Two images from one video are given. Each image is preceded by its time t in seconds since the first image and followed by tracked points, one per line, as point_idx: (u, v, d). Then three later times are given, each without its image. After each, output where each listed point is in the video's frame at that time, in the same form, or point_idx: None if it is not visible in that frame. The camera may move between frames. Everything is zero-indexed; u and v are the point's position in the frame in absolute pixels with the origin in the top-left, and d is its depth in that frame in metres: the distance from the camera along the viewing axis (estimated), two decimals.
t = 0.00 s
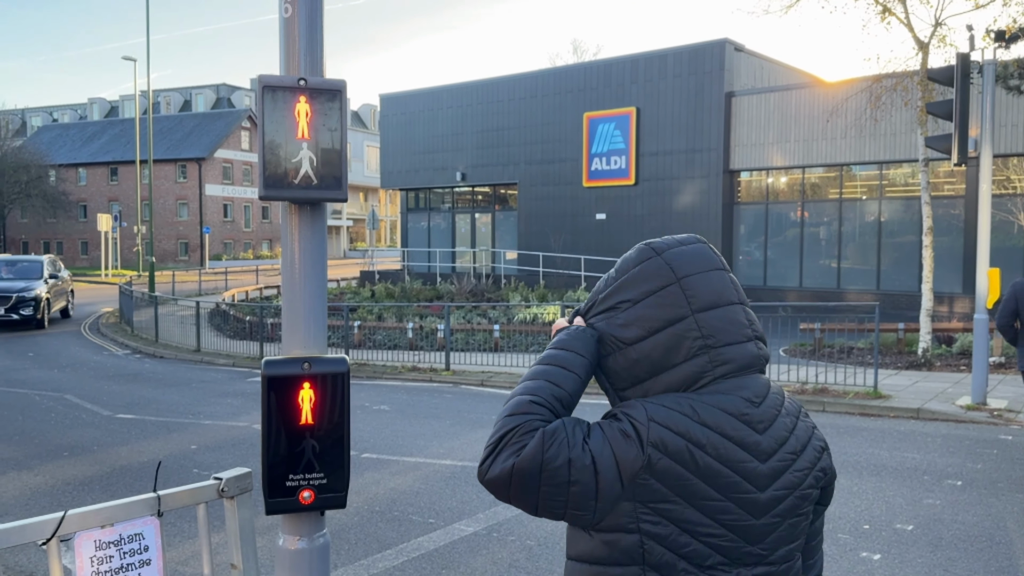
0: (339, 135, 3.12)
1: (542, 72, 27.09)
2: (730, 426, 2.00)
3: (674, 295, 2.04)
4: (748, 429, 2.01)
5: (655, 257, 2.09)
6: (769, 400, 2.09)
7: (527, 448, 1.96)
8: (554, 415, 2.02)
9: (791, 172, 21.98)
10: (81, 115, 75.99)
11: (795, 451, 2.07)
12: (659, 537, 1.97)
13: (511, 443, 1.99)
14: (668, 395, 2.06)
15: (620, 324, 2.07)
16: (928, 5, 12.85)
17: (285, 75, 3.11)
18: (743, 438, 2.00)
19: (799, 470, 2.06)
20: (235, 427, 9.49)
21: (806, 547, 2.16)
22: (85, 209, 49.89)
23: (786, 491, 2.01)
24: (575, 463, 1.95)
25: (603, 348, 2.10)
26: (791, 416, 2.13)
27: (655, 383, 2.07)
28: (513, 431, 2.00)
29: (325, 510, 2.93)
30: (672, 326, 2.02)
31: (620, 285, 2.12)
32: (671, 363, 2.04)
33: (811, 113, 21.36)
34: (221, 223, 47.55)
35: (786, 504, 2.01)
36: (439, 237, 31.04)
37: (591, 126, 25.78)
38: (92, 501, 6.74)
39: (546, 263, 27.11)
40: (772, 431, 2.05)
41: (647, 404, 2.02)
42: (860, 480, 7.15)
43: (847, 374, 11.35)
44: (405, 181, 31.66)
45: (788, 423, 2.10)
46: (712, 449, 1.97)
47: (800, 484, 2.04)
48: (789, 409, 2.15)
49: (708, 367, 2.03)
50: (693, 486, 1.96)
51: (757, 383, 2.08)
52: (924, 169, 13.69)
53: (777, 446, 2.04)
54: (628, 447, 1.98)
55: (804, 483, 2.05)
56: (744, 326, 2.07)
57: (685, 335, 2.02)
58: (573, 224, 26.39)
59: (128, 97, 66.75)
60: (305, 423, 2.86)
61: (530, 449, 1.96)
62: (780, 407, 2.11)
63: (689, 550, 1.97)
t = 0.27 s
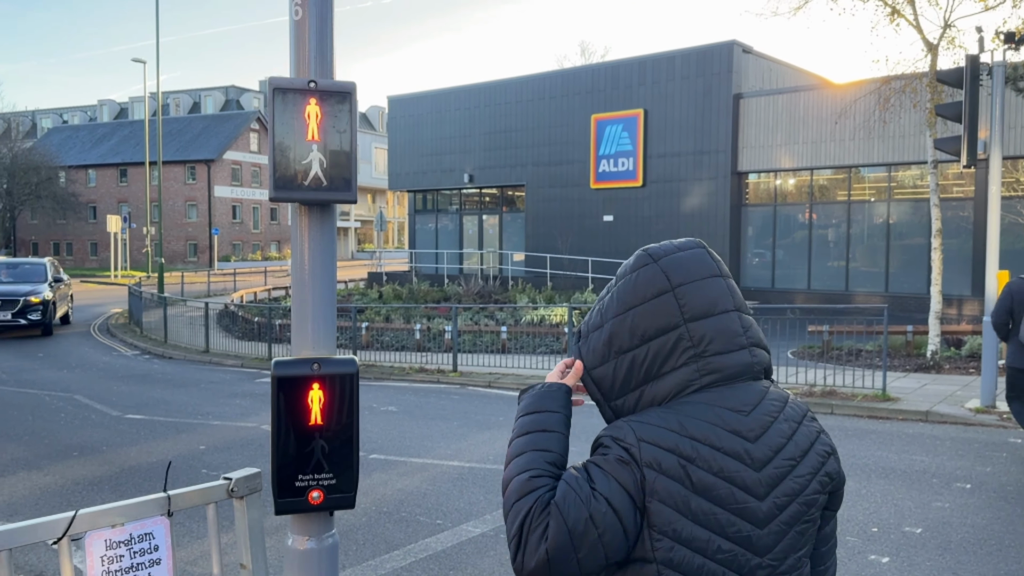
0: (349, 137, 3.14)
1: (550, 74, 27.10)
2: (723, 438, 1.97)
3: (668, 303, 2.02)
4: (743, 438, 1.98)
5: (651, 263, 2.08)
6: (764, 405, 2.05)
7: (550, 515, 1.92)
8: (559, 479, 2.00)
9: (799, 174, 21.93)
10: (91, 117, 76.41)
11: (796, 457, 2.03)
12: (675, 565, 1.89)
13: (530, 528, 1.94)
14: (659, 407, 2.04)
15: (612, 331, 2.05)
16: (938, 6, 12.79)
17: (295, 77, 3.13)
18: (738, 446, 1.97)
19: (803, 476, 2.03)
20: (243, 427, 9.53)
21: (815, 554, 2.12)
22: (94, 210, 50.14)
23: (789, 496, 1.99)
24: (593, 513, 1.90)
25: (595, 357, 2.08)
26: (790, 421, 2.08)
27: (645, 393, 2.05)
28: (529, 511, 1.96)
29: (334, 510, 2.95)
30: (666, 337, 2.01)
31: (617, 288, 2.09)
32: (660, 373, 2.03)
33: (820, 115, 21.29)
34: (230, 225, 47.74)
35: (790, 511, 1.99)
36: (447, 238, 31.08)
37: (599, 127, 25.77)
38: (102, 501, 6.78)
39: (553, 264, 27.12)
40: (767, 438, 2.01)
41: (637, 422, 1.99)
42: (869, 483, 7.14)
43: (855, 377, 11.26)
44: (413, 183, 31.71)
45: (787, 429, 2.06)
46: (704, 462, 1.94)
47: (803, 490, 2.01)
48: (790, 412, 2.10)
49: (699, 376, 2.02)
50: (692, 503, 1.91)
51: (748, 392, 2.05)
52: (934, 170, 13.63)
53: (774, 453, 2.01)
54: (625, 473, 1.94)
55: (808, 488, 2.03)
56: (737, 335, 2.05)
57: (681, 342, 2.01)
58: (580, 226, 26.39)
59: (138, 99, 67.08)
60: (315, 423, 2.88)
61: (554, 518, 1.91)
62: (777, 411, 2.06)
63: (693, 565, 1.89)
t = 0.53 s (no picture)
0: (357, 137, 3.15)
1: (555, 76, 27.11)
2: (719, 441, 1.97)
3: (661, 309, 2.01)
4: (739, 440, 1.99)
5: (646, 268, 2.07)
6: (758, 408, 2.06)
7: (593, 547, 1.82)
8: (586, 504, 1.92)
9: (805, 176, 21.90)
10: (98, 119, 76.74)
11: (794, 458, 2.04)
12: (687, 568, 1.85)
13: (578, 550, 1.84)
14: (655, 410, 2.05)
15: (610, 335, 2.05)
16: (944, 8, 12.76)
17: (302, 80, 3.15)
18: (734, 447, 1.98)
19: (801, 477, 2.04)
20: (249, 428, 9.56)
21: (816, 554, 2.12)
22: (101, 212, 50.34)
23: (787, 498, 1.99)
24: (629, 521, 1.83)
25: (592, 360, 2.09)
26: (787, 423, 2.09)
27: (640, 396, 2.06)
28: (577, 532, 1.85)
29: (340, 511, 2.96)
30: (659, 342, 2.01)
31: (614, 291, 2.09)
32: (655, 377, 2.03)
33: (826, 117, 21.26)
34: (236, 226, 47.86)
35: (789, 513, 1.99)
36: (452, 240, 31.09)
37: (604, 129, 25.77)
38: (108, 502, 6.80)
39: (559, 266, 27.12)
40: (763, 441, 2.02)
41: (635, 428, 1.99)
42: (874, 485, 7.12)
43: (861, 379, 11.30)
44: (418, 185, 31.73)
45: (784, 431, 2.06)
46: (702, 464, 1.94)
47: (802, 491, 2.02)
48: (788, 414, 2.11)
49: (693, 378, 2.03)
50: (693, 505, 1.90)
51: (742, 395, 2.06)
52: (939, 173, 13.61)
53: (771, 454, 2.01)
54: (630, 477, 1.92)
55: (807, 490, 2.04)
56: (732, 340, 2.05)
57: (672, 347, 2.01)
58: (585, 228, 26.39)
59: (145, 101, 67.30)
60: (321, 424, 2.88)
61: (598, 549, 1.81)
62: (774, 413, 2.07)
63: (698, 565, 1.86)
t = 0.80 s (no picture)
0: (357, 142, 3.16)
1: (557, 78, 27.13)
2: (716, 445, 1.97)
3: (661, 313, 2.01)
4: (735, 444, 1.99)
5: (646, 271, 2.07)
6: (755, 412, 2.05)
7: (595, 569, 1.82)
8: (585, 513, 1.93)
9: (807, 178, 21.89)
10: (100, 121, 76.85)
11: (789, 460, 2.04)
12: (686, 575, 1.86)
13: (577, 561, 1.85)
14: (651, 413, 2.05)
15: (608, 337, 2.05)
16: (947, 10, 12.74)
17: (304, 83, 3.15)
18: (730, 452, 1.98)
19: (796, 479, 2.04)
20: (251, 430, 9.55)
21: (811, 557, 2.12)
22: (103, 213, 50.41)
23: (782, 501, 1.99)
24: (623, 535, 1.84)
25: (590, 363, 2.09)
26: (783, 427, 2.09)
27: (637, 400, 2.06)
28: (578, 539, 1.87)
29: (340, 513, 2.96)
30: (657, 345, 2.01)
31: (613, 294, 2.09)
32: (651, 382, 2.03)
33: (827, 119, 21.26)
34: (238, 228, 47.90)
35: (785, 516, 1.99)
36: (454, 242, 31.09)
37: (606, 131, 25.78)
38: (108, 504, 6.80)
39: (560, 268, 27.13)
40: (759, 445, 2.02)
41: (632, 434, 1.99)
42: (876, 488, 7.11)
43: (863, 382, 11.28)
44: (420, 187, 31.75)
45: (780, 435, 2.06)
46: (698, 469, 1.94)
47: (797, 493, 2.02)
48: (783, 418, 2.11)
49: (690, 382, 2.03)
50: (690, 510, 1.90)
51: (738, 400, 2.06)
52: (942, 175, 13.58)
53: (767, 459, 2.01)
54: (625, 486, 1.92)
55: (803, 492, 2.04)
56: (730, 346, 2.04)
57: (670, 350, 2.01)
58: (587, 230, 26.39)
59: (147, 103, 67.39)
60: (321, 426, 2.89)
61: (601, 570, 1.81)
62: (769, 418, 2.07)
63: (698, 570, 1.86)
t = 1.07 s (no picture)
0: (355, 142, 3.17)
1: (555, 80, 27.16)
2: (704, 445, 1.98)
3: (661, 308, 2.03)
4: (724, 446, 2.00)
5: (651, 265, 2.09)
6: (745, 415, 2.07)
7: None
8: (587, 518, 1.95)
9: (805, 180, 21.93)
10: (98, 122, 76.82)
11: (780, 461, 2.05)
12: None
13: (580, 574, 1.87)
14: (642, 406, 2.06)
15: (605, 326, 2.06)
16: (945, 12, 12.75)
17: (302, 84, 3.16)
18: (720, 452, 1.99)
19: (787, 481, 2.05)
20: (249, 432, 9.55)
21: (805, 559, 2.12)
22: (101, 215, 50.42)
23: (774, 503, 2.00)
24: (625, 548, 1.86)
25: (583, 347, 2.10)
26: (774, 429, 2.10)
27: (628, 388, 2.06)
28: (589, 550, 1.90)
29: (338, 514, 2.97)
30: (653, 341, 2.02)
31: (613, 288, 2.10)
32: (645, 374, 2.04)
33: (825, 121, 21.29)
34: (237, 230, 47.90)
35: (777, 517, 1.99)
36: (452, 243, 31.10)
37: (605, 133, 25.80)
38: (107, 505, 6.80)
39: (559, 270, 27.14)
40: (749, 446, 2.03)
41: (625, 429, 2.00)
42: (874, 489, 7.13)
43: (861, 384, 11.30)
44: (419, 188, 31.76)
45: (771, 437, 2.07)
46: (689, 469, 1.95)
47: (789, 496, 2.03)
48: (776, 421, 2.12)
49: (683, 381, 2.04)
50: (681, 510, 1.91)
51: (731, 401, 2.07)
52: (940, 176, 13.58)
53: (756, 461, 2.02)
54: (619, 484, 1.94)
55: (794, 494, 2.04)
56: (725, 346, 2.06)
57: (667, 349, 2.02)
58: (585, 232, 26.41)
59: (146, 105, 67.38)
60: (320, 427, 2.90)
61: None
62: (761, 421, 2.08)
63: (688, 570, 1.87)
